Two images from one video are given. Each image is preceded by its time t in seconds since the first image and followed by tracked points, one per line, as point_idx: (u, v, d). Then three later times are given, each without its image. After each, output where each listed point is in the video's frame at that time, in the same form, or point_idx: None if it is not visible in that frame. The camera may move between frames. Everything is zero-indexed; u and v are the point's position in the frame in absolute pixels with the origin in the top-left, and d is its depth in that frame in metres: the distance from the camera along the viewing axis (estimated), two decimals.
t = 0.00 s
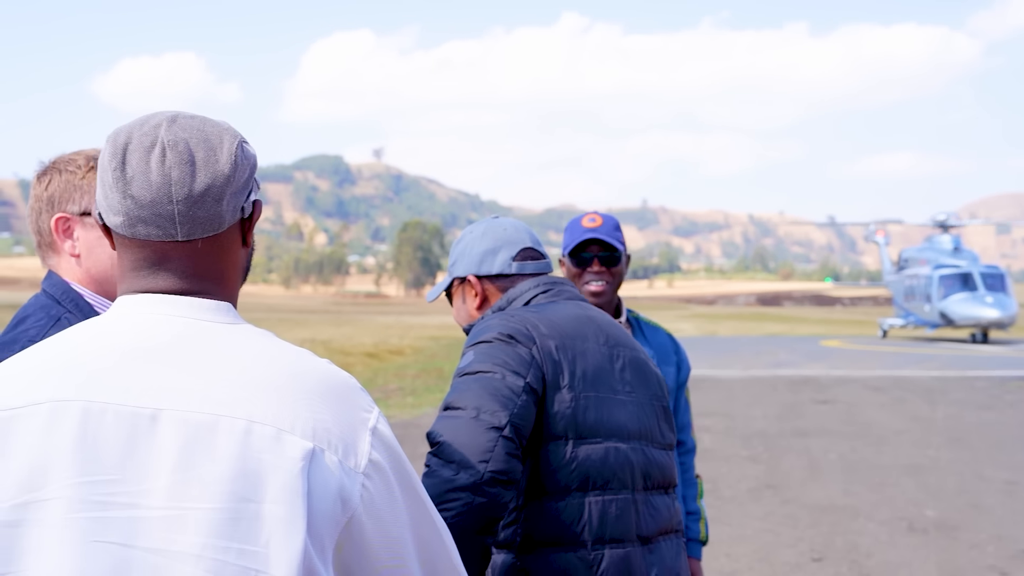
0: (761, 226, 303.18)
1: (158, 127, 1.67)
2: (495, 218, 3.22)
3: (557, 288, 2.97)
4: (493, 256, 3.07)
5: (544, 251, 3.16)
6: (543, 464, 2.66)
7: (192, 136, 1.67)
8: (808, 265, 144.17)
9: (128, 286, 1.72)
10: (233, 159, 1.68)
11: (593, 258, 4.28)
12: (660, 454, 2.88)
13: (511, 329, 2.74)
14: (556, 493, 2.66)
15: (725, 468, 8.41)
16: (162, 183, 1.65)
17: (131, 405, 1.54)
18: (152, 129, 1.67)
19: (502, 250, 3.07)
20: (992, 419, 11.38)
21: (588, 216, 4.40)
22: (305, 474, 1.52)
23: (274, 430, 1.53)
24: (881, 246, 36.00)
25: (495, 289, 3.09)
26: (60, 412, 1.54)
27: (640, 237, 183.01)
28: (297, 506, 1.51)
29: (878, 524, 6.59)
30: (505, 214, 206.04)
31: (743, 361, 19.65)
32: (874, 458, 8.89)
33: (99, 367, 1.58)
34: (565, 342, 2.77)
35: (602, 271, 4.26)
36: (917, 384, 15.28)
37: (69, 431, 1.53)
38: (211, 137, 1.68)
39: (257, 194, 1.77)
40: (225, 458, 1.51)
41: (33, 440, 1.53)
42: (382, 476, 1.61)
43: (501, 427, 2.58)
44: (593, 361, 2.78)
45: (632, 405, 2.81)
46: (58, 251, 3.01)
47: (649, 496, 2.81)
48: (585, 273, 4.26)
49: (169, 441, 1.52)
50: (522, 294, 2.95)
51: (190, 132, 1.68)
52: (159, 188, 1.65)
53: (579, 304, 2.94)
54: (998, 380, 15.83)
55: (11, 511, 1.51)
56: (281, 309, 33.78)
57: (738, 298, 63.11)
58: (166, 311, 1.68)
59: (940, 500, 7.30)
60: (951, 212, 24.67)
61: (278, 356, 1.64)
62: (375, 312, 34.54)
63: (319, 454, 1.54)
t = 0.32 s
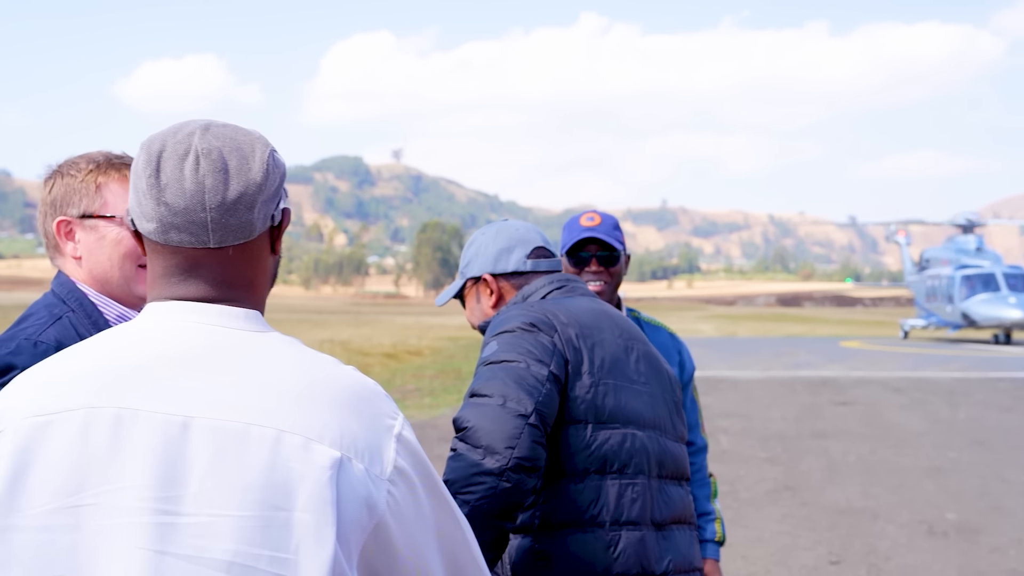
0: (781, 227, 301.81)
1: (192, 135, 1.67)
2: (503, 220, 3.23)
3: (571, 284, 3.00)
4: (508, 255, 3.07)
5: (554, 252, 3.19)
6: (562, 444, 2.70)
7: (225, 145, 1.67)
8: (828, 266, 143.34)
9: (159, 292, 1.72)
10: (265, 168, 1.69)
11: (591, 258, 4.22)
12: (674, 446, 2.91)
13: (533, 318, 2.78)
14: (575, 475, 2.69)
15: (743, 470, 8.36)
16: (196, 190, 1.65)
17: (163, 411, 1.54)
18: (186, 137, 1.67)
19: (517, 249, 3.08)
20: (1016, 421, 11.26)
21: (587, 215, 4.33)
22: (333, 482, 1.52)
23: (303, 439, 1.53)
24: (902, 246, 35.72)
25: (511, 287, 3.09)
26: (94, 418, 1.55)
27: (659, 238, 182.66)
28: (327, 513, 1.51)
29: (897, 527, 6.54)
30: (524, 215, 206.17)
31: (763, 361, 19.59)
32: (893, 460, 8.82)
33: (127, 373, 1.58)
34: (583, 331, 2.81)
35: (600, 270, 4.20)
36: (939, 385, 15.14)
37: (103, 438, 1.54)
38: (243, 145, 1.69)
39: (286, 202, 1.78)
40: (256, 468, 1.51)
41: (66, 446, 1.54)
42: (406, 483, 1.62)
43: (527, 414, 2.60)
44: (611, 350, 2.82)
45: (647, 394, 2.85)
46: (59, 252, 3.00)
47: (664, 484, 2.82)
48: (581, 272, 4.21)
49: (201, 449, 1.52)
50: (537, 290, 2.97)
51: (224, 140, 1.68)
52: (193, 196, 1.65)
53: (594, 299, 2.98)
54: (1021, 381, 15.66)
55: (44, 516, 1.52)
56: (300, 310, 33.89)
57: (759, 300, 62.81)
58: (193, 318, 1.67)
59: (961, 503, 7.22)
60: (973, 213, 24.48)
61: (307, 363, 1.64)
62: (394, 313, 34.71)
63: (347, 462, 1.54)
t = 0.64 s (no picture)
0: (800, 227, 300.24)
1: (233, 143, 1.69)
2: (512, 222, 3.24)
3: (588, 282, 2.99)
4: (523, 255, 3.08)
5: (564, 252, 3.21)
6: (578, 432, 2.69)
7: (265, 152, 1.69)
8: (849, 266, 142.54)
9: (199, 301, 1.73)
10: (304, 176, 1.71)
11: (593, 258, 4.11)
12: (691, 442, 2.90)
13: (553, 311, 2.78)
14: (591, 463, 2.68)
15: (761, 472, 8.33)
16: (237, 197, 1.67)
17: (204, 420, 1.56)
18: (228, 144, 1.69)
19: (532, 249, 3.08)
20: None
21: (589, 213, 4.21)
22: (369, 492, 1.56)
23: (339, 450, 1.56)
24: (923, 246, 35.47)
25: (527, 286, 3.08)
26: (135, 427, 1.57)
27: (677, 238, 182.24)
28: (363, 523, 1.55)
29: (917, 530, 6.48)
30: (543, 215, 206.16)
31: (781, 362, 19.48)
32: (913, 462, 8.77)
33: (158, 383, 1.60)
34: (602, 324, 2.80)
35: (603, 270, 4.12)
36: (959, 386, 15.03)
37: (144, 447, 1.56)
38: (283, 154, 1.70)
39: (322, 211, 1.79)
40: (296, 478, 1.55)
41: (108, 454, 1.56)
42: (437, 491, 1.65)
43: (546, 410, 2.59)
44: (628, 344, 2.82)
45: (663, 388, 2.84)
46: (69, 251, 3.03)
47: (680, 476, 2.81)
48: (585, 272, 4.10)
49: (240, 460, 1.54)
50: (554, 287, 2.96)
51: (264, 148, 1.70)
52: (234, 202, 1.67)
53: (608, 296, 2.97)
54: None
55: (85, 523, 1.55)
56: (318, 309, 34.02)
57: (778, 300, 62.54)
58: (231, 327, 1.68)
59: (981, 506, 7.16)
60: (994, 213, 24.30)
61: (341, 369, 1.66)
62: (411, 313, 34.84)
63: (382, 473, 1.58)
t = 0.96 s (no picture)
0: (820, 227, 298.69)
1: (281, 141, 1.79)
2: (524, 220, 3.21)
3: (602, 280, 2.98)
4: (539, 253, 3.07)
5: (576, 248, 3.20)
6: (596, 428, 2.67)
7: (311, 151, 1.79)
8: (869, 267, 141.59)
9: (239, 296, 1.80)
10: (349, 175, 1.81)
11: (603, 256, 4.09)
12: (706, 439, 2.88)
13: (572, 308, 2.77)
14: (607, 457, 2.67)
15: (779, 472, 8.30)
16: (284, 192, 1.76)
17: (245, 417, 1.63)
18: (275, 142, 1.79)
19: (547, 247, 3.08)
20: None
21: (598, 210, 4.18)
22: (407, 488, 1.65)
23: (376, 447, 1.65)
24: (945, 246, 35.18)
25: (543, 283, 3.07)
26: (176, 423, 1.63)
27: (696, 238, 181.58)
28: (402, 519, 1.64)
29: (936, 532, 6.43)
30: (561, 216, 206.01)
31: (800, 363, 19.37)
32: (933, 463, 8.71)
33: (194, 377, 1.66)
34: (621, 319, 2.79)
35: (613, 268, 4.10)
36: (982, 387, 14.90)
37: (186, 441, 1.62)
38: (329, 154, 1.80)
39: (360, 212, 1.90)
40: (335, 475, 1.63)
41: (149, 448, 1.63)
42: (467, 488, 1.76)
43: (564, 409, 2.58)
44: (645, 340, 2.80)
45: (679, 384, 2.83)
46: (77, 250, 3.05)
47: (695, 472, 2.79)
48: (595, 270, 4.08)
49: (281, 456, 1.62)
50: (570, 285, 2.95)
51: (310, 147, 1.80)
52: (281, 197, 1.76)
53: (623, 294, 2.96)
54: None
55: (127, 513, 1.62)
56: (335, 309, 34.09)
57: (798, 300, 62.16)
58: (267, 324, 1.76)
59: (1002, 507, 7.09)
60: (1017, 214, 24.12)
61: (373, 368, 1.74)
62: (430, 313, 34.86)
63: (417, 471, 1.67)
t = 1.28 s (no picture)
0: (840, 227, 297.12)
1: (326, 136, 1.81)
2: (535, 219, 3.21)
3: (616, 276, 2.97)
4: (553, 249, 3.07)
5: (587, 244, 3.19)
6: (614, 423, 2.67)
7: (357, 147, 1.82)
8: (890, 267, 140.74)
9: (277, 289, 1.82)
10: (391, 172, 1.84)
11: (620, 254, 4.06)
12: (721, 433, 2.87)
13: (590, 304, 2.77)
14: (623, 451, 2.67)
15: (797, 473, 8.26)
16: (328, 187, 1.77)
17: (285, 411, 1.67)
18: (321, 137, 1.81)
19: (561, 243, 3.07)
20: None
21: (615, 207, 4.14)
22: (443, 480, 1.71)
23: (414, 441, 1.71)
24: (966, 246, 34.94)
25: (558, 280, 3.07)
26: (217, 415, 1.65)
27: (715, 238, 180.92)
28: (439, 511, 1.70)
29: (956, 534, 6.38)
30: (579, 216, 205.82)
31: (820, 364, 19.28)
32: (954, 464, 8.64)
33: (230, 369, 1.69)
34: (637, 314, 2.79)
35: (629, 266, 4.08)
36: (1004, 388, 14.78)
37: (227, 433, 1.65)
38: (374, 152, 1.83)
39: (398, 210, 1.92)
40: (375, 468, 1.68)
41: (188, 439, 1.65)
42: (498, 480, 1.83)
43: (581, 410, 2.58)
44: (661, 335, 2.79)
45: (694, 378, 2.82)
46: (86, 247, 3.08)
47: (711, 466, 2.77)
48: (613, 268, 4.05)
49: (323, 450, 1.66)
50: (584, 281, 2.94)
51: (355, 143, 1.82)
52: (325, 192, 1.77)
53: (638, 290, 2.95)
54: None
55: (168, 504, 1.64)
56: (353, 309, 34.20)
57: (818, 301, 61.86)
58: (303, 318, 1.78)
59: None
60: None
61: (409, 365, 1.78)
62: (448, 314, 34.91)
63: (453, 465, 1.73)
